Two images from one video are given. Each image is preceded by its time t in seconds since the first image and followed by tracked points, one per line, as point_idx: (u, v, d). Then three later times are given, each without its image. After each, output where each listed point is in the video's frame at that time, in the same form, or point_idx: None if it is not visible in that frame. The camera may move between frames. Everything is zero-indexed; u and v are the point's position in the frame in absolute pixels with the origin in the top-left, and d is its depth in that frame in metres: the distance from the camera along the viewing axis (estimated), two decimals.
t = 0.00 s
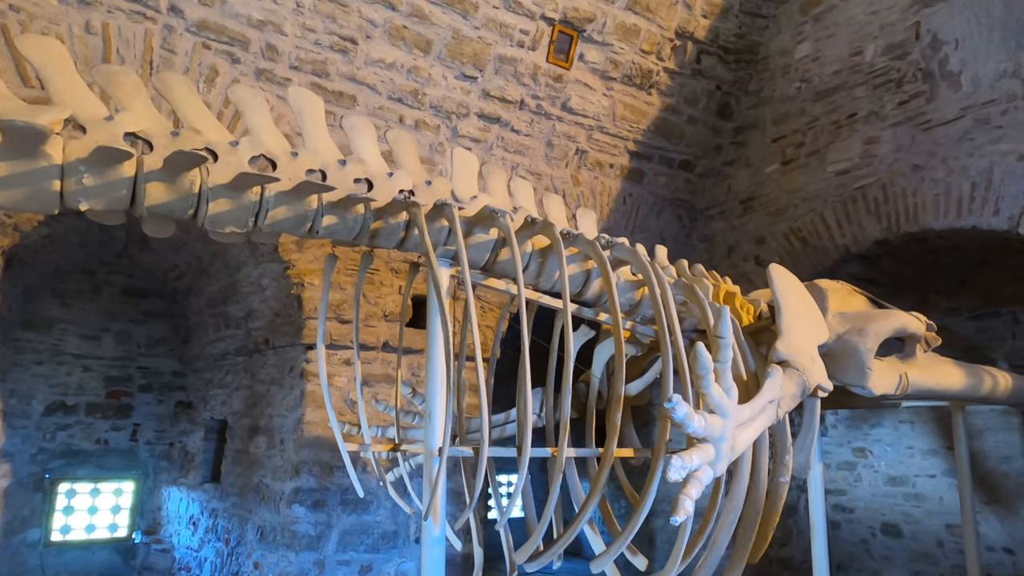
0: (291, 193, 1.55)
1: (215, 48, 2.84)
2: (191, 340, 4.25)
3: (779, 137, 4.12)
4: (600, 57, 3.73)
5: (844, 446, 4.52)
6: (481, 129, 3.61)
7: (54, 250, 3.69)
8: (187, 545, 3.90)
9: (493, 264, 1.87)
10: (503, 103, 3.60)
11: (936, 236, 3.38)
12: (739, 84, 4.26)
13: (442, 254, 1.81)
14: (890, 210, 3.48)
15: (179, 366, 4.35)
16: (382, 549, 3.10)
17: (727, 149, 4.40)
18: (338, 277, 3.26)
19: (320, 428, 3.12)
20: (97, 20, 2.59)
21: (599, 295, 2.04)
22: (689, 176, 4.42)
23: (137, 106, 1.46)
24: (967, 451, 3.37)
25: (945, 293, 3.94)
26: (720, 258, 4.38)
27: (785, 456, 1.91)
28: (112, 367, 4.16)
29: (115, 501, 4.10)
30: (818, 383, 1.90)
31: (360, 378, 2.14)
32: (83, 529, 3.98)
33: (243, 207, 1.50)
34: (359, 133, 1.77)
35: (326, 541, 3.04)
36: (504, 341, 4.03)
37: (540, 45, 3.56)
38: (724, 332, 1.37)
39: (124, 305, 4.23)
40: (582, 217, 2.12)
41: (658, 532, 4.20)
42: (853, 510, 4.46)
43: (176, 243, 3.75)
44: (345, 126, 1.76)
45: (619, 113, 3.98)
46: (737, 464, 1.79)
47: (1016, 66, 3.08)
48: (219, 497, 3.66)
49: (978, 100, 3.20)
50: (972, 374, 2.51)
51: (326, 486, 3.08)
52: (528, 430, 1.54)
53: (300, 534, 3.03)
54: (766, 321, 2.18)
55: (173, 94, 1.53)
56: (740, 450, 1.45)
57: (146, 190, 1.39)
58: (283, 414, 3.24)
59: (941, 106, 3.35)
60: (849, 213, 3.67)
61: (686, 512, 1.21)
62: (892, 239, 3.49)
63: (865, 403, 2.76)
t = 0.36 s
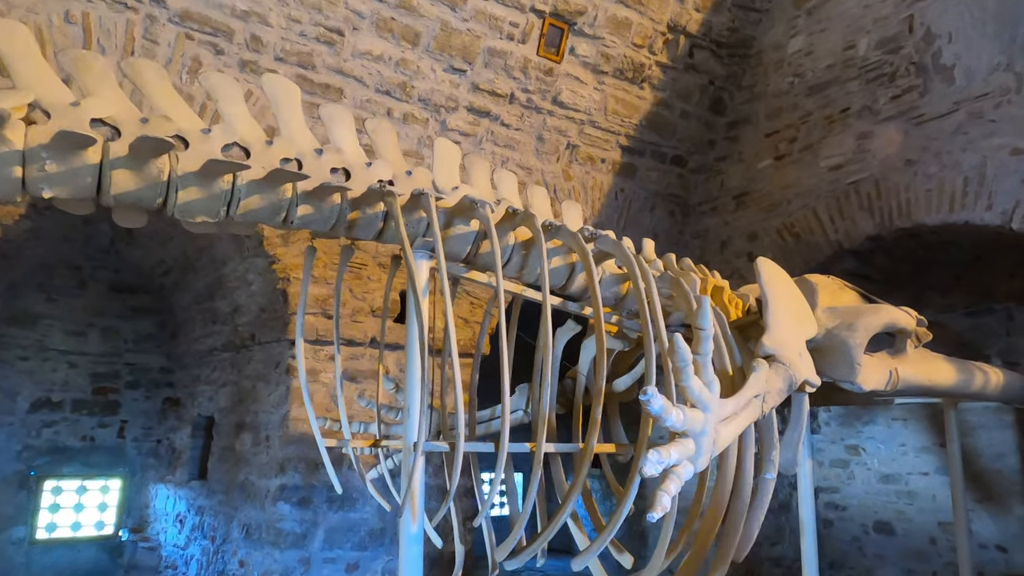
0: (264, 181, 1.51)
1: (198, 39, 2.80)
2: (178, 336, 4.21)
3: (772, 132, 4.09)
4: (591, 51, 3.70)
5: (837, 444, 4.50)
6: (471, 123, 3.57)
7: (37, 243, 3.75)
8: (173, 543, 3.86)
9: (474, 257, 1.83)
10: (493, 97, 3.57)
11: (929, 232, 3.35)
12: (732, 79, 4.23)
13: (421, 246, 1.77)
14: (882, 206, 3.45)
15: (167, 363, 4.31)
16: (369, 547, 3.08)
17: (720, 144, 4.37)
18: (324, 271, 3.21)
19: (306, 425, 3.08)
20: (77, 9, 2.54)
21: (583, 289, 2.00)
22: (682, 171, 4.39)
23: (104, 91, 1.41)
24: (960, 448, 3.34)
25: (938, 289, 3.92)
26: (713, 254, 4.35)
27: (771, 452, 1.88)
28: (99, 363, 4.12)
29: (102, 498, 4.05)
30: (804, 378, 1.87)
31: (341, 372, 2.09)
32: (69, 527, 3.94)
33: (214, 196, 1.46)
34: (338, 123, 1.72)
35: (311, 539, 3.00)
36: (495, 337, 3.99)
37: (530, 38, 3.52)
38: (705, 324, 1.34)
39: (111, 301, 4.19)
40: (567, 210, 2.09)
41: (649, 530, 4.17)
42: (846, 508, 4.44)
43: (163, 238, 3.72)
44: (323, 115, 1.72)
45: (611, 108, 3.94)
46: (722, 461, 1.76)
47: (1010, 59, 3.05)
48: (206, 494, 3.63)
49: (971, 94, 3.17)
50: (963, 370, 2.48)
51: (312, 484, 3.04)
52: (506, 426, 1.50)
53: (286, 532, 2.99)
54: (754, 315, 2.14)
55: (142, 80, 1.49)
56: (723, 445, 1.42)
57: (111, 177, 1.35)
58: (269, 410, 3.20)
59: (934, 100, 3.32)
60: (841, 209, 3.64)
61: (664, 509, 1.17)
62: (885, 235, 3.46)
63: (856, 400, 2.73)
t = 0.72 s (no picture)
0: (236, 177, 1.47)
1: (184, 35, 2.76)
2: (167, 336, 4.16)
3: (768, 132, 4.05)
4: (584, 49, 3.66)
5: (834, 447, 4.46)
6: (462, 121, 3.52)
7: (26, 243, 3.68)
8: (161, 546, 3.81)
9: (457, 256, 1.78)
10: (485, 95, 3.53)
11: (926, 232, 3.31)
12: (727, 78, 4.19)
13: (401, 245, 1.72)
14: (878, 206, 3.40)
15: (156, 364, 4.26)
16: (357, 551, 3.05)
17: (715, 144, 4.33)
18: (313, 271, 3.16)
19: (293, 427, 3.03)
20: (58, 4, 2.49)
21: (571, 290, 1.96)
22: (677, 172, 4.34)
23: (70, 83, 1.37)
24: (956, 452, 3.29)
25: (935, 290, 3.88)
26: (708, 254, 4.31)
27: (761, 456, 1.83)
28: (87, 364, 4.07)
29: (89, 501, 4.00)
30: (795, 380, 1.83)
31: (322, 373, 2.04)
32: (55, 529, 3.89)
33: (185, 192, 1.42)
34: (316, 118, 1.68)
35: (298, 543, 2.95)
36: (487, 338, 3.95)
37: (523, 36, 3.48)
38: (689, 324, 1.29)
39: (99, 301, 4.14)
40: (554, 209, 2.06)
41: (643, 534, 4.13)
42: (842, 512, 4.39)
43: (151, 237, 3.68)
44: (301, 110, 1.68)
45: (604, 107, 3.90)
46: (710, 466, 1.71)
47: (1007, 58, 3.01)
48: (193, 497, 3.58)
49: (968, 93, 3.14)
50: (959, 373, 2.44)
51: (299, 487, 2.99)
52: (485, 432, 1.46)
53: (271, 536, 2.94)
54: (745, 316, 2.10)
55: (110, 72, 1.45)
56: (708, 451, 1.37)
57: (76, 172, 1.31)
58: (256, 412, 3.16)
59: (930, 99, 3.28)
60: (837, 209, 3.60)
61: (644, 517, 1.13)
62: (881, 236, 3.42)
63: (851, 403, 2.68)
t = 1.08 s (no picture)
0: (215, 171, 1.43)
1: (173, 30, 2.72)
2: (161, 336, 4.13)
3: (767, 128, 4.01)
4: (580, 45, 3.62)
5: (835, 447, 4.41)
6: (457, 118, 3.49)
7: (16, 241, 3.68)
8: (155, 547, 3.78)
9: (445, 252, 1.75)
10: (480, 92, 3.49)
11: (927, 229, 3.26)
12: (726, 74, 4.15)
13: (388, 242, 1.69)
14: (878, 203, 3.36)
15: (150, 364, 4.23)
16: (351, 553, 3.01)
17: (714, 142, 4.29)
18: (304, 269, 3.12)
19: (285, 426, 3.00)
20: None
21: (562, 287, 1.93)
22: (675, 169, 4.30)
23: (44, 74, 1.33)
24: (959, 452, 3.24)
25: (937, 288, 3.84)
26: (707, 252, 4.26)
27: (757, 456, 1.79)
28: (80, 364, 4.04)
29: (83, 502, 3.97)
30: (792, 379, 1.79)
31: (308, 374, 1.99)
32: (49, 531, 3.86)
33: (162, 186, 1.39)
34: (299, 110, 1.65)
35: (290, 544, 2.91)
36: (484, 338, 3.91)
37: (518, 32, 3.45)
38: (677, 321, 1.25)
39: (93, 300, 4.11)
40: (546, 204, 2.01)
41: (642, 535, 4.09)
42: (843, 513, 4.34)
43: (145, 236, 3.65)
44: (284, 103, 1.64)
45: (601, 103, 3.86)
46: (704, 466, 1.67)
47: (1009, 52, 2.96)
48: (186, 498, 3.55)
49: (969, 88, 3.09)
50: (960, 372, 2.39)
51: (291, 487, 2.96)
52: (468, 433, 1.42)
53: (263, 537, 2.90)
54: (739, 314, 2.07)
55: (86, 63, 1.41)
56: (699, 451, 1.34)
57: (48, 166, 1.27)
58: (248, 412, 3.13)
59: (931, 94, 3.24)
60: (837, 206, 3.56)
61: (630, 520, 1.09)
62: (882, 233, 3.37)
63: (850, 403, 2.63)
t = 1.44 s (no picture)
0: (198, 165, 1.41)
1: (166, 26, 2.70)
2: (159, 334, 4.13)
3: (767, 124, 3.98)
4: (578, 40, 3.60)
5: (836, 445, 4.38)
6: (454, 115, 3.46)
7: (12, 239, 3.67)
8: (152, 546, 3.77)
9: (435, 248, 1.73)
10: (477, 88, 3.46)
11: (928, 225, 3.23)
12: (725, 70, 4.12)
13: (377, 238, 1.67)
14: (879, 198, 3.33)
15: (148, 362, 4.23)
16: (347, 551, 3.00)
17: (714, 138, 4.26)
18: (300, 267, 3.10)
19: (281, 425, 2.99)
20: None
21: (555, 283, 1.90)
22: (674, 165, 4.27)
23: (24, 66, 1.31)
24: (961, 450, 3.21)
25: (939, 285, 3.81)
26: (707, 249, 4.23)
27: (752, 455, 1.77)
28: (78, 362, 4.03)
29: (81, 501, 3.97)
30: (787, 376, 1.77)
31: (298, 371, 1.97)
32: (48, 530, 3.86)
33: (144, 181, 1.37)
34: (286, 105, 1.63)
35: (286, 543, 2.90)
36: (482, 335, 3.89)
37: (515, 27, 3.42)
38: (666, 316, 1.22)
39: (90, 298, 4.11)
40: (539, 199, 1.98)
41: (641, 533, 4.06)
42: (844, 511, 4.31)
43: (141, 234, 3.64)
44: (270, 97, 1.62)
45: (600, 99, 3.83)
46: (697, 464, 1.65)
47: (1011, 45, 2.92)
48: (183, 496, 3.54)
49: (970, 82, 3.05)
50: (959, 368, 2.36)
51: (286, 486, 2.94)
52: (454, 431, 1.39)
53: (258, 536, 2.88)
54: (735, 310, 2.04)
55: (67, 56, 1.39)
56: (689, 450, 1.31)
57: (28, 160, 1.25)
58: (243, 410, 3.11)
59: (932, 89, 3.20)
60: (837, 202, 3.52)
61: (616, 519, 1.07)
62: (882, 229, 3.34)
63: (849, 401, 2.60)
